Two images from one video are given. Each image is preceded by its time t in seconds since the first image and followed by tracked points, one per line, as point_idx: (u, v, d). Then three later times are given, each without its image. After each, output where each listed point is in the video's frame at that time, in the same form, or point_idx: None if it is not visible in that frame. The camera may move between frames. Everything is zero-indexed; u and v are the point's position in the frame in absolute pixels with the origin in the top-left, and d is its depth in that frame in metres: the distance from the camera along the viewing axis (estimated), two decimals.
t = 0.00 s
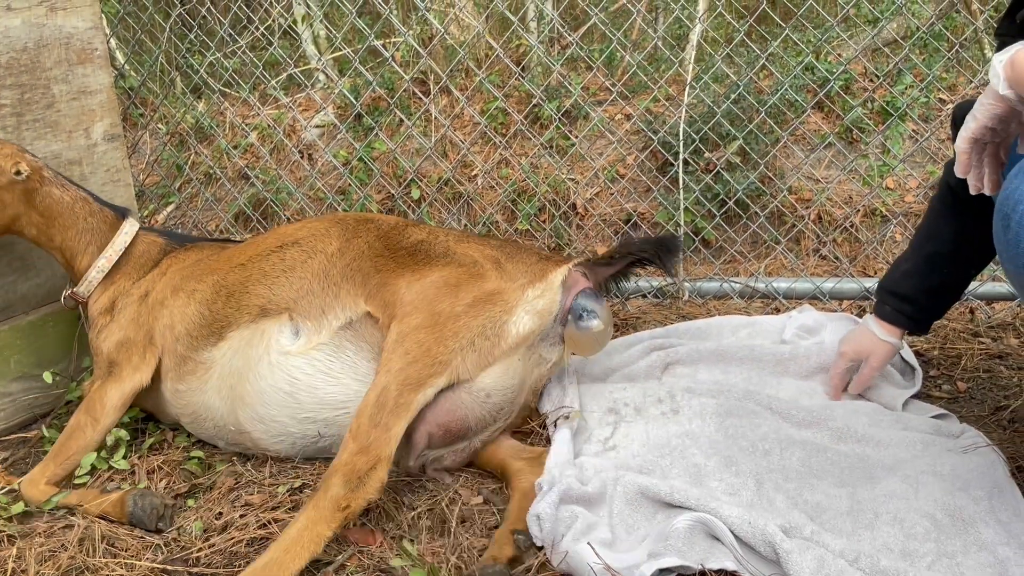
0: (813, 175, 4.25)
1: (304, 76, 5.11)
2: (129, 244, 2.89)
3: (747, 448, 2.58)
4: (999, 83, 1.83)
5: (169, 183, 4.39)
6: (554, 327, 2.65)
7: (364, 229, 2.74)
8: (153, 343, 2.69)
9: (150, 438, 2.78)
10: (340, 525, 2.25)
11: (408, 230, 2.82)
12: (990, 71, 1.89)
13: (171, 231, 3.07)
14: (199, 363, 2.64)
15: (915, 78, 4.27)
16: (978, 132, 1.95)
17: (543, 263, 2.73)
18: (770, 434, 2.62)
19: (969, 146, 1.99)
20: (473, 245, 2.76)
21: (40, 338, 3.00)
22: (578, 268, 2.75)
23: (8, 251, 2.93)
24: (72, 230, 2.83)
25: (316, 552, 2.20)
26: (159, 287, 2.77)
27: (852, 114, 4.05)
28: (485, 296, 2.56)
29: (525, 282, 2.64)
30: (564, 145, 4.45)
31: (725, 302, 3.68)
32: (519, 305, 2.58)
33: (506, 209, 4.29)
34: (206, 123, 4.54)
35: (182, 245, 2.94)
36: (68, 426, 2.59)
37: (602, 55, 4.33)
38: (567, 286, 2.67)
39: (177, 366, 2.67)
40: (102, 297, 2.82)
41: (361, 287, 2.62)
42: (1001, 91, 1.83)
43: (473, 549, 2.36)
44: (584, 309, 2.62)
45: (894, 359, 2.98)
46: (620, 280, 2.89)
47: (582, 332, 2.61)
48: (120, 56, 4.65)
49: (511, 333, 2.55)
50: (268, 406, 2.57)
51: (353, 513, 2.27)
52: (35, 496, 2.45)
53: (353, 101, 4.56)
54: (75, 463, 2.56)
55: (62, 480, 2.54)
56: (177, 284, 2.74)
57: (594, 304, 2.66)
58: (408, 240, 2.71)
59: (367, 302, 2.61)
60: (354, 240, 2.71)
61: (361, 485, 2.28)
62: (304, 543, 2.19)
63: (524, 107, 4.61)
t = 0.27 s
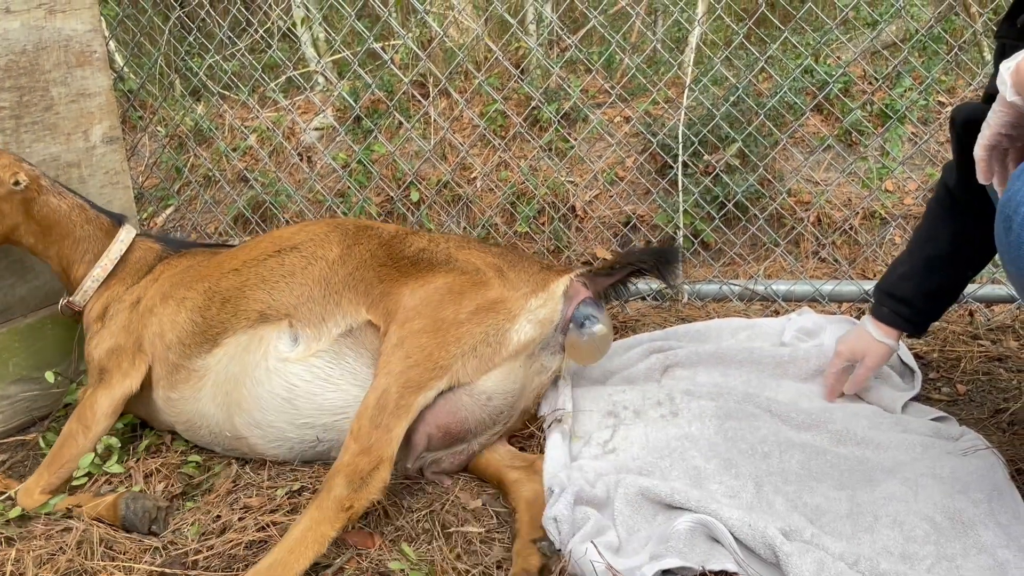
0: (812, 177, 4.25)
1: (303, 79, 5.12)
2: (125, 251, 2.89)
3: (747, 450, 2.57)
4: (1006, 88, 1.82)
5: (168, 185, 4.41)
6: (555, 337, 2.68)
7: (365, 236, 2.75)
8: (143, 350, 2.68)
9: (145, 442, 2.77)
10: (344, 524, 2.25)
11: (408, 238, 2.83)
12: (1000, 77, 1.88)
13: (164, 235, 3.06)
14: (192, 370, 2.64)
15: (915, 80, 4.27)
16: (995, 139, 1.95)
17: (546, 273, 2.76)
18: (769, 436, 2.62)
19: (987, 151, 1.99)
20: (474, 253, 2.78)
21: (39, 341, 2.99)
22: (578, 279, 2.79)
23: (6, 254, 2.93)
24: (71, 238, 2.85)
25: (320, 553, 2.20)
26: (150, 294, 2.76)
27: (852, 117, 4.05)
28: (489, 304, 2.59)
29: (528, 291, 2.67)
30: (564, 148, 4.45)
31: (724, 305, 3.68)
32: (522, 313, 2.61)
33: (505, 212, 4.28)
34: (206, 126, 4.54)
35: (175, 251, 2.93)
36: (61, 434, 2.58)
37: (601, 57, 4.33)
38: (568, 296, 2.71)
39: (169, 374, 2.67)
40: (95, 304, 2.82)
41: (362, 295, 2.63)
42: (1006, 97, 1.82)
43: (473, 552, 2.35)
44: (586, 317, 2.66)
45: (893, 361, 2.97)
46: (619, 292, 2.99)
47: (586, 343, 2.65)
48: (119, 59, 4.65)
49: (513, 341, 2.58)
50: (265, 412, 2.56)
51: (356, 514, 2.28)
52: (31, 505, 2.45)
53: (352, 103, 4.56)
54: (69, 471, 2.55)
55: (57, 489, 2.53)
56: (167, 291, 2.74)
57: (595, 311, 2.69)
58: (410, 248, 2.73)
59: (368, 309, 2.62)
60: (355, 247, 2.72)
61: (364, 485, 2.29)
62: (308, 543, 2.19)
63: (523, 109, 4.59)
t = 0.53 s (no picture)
0: (811, 179, 4.25)
1: (303, 80, 5.12)
2: (119, 259, 2.89)
3: (745, 452, 2.57)
4: (1004, 90, 1.83)
5: (167, 188, 4.38)
6: (554, 346, 2.70)
7: (367, 242, 2.76)
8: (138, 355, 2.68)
9: (142, 446, 2.77)
10: (346, 526, 2.25)
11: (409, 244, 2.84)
12: (997, 78, 1.88)
13: (162, 242, 3.06)
14: (189, 374, 2.64)
15: (913, 82, 4.28)
16: (990, 141, 1.96)
17: (547, 284, 2.78)
18: (767, 438, 2.62)
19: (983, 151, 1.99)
20: (475, 260, 2.79)
21: (37, 342, 2.99)
22: (578, 289, 2.80)
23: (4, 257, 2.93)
24: (69, 249, 2.85)
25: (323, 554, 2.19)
26: (146, 300, 2.76)
27: (851, 119, 4.05)
28: (491, 310, 2.60)
29: (530, 300, 2.68)
30: (563, 149, 4.45)
31: (723, 307, 3.68)
32: (524, 321, 2.63)
33: (504, 214, 4.29)
34: (205, 127, 4.54)
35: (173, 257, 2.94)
36: (57, 440, 2.59)
37: (600, 59, 4.34)
38: (569, 307, 2.72)
39: (165, 379, 2.66)
40: (91, 311, 2.83)
41: (363, 299, 2.64)
42: (1005, 99, 1.82)
43: (473, 552, 2.35)
44: (586, 327, 2.73)
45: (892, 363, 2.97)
46: (617, 305, 2.96)
47: (584, 352, 2.74)
48: (118, 60, 4.65)
49: (514, 347, 2.59)
50: (264, 416, 2.56)
51: (358, 514, 2.27)
52: (27, 510, 2.45)
53: (351, 105, 4.56)
54: (65, 476, 2.55)
55: (54, 494, 2.53)
56: (163, 296, 2.74)
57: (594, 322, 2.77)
58: (412, 254, 2.74)
59: (369, 314, 2.62)
60: (357, 253, 2.73)
61: (367, 487, 2.29)
62: (310, 541, 2.18)
63: (522, 111, 4.60)
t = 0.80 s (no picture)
0: (810, 181, 4.25)
1: (301, 82, 5.13)
2: (119, 263, 2.89)
3: (744, 454, 2.57)
4: (1005, 92, 1.82)
5: (165, 189, 4.37)
6: (554, 351, 2.72)
7: (371, 244, 2.77)
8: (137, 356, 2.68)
9: (139, 447, 2.76)
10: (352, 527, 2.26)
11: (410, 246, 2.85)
12: (996, 80, 1.88)
13: (162, 244, 3.06)
14: (189, 375, 2.64)
15: (912, 85, 4.28)
16: (990, 143, 1.96)
17: (549, 291, 2.79)
18: (767, 440, 2.62)
19: (982, 152, 1.99)
20: (477, 263, 2.81)
21: (36, 343, 2.98)
22: (580, 295, 2.81)
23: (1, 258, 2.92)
24: (70, 254, 2.84)
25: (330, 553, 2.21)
26: (146, 301, 2.76)
27: (849, 121, 4.05)
28: (495, 313, 2.62)
29: (533, 305, 2.70)
30: (562, 151, 4.46)
31: (722, 308, 3.68)
32: (527, 325, 2.64)
33: (503, 215, 4.29)
34: (203, 129, 4.54)
35: (173, 259, 2.94)
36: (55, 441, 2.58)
37: (599, 60, 4.34)
38: (570, 313, 2.74)
39: (163, 380, 2.66)
40: (90, 313, 2.83)
41: (366, 300, 2.65)
42: (1006, 101, 1.82)
43: (472, 554, 2.35)
44: (587, 335, 2.75)
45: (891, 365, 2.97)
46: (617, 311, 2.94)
47: (585, 360, 2.74)
48: (117, 62, 4.65)
49: (516, 350, 2.60)
50: (264, 417, 2.56)
51: (365, 516, 2.28)
52: (25, 510, 2.44)
53: (350, 106, 4.56)
54: (63, 478, 2.55)
55: (51, 495, 2.52)
56: (162, 298, 2.73)
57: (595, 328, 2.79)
58: (415, 257, 2.75)
59: (372, 316, 2.63)
60: (361, 254, 2.73)
61: (373, 488, 2.29)
62: (317, 542, 2.20)
63: (521, 112, 4.63)
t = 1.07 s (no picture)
0: (809, 182, 4.25)
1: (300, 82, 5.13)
2: (117, 263, 2.88)
3: (744, 455, 2.57)
4: (1004, 91, 1.82)
5: (163, 189, 4.35)
6: (554, 352, 2.72)
7: (369, 243, 2.75)
8: (135, 358, 2.68)
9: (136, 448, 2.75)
10: (352, 530, 2.25)
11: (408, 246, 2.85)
12: (995, 80, 1.88)
13: (159, 244, 3.06)
14: (185, 376, 2.62)
15: (911, 86, 4.28)
16: (989, 143, 1.96)
17: (547, 290, 2.80)
18: (767, 441, 2.61)
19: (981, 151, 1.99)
20: (474, 264, 2.81)
21: (34, 342, 2.97)
22: (579, 295, 2.82)
23: None
24: (70, 255, 2.83)
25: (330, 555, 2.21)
26: (144, 302, 2.75)
27: (849, 122, 4.04)
28: (495, 314, 2.62)
29: (532, 306, 2.70)
30: (561, 151, 4.46)
31: (721, 309, 3.67)
32: (527, 326, 2.64)
33: (501, 216, 4.30)
34: (202, 129, 4.53)
35: (170, 259, 2.93)
36: (52, 442, 2.57)
37: (598, 61, 4.33)
38: (569, 313, 2.74)
39: (159, 382, 2.65)
40: (86, 315, 2.82)
41: (364, 301, 2.64)
42: (1005, 101, 1.82)
43: (470, 554, 2.35)
44: (587, 335, 2.79)
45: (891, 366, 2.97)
46: (615, 310, 2.95)
47: (584, 357, 2.79)
48: (115, 62, 4.65)
49: (515, 352, 2.60)
50: (262, 419, 2.55)
51: (365, 520, 2.27)
52: (21, 511, 2.43)
53: (349, 107, 4.55)
54: (60, 479, 2.54)
55: (48, 496, 2.51)
56: (159, 299, 2.73)
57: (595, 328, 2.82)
58: (413, 257, 2.74)
59: (370, 316, 2.63)
60: (359, 254, 2.72)
61: (373, 492, 2.29)
62: (317, 544, 2.20)
63: (519, 113, 4.62)
